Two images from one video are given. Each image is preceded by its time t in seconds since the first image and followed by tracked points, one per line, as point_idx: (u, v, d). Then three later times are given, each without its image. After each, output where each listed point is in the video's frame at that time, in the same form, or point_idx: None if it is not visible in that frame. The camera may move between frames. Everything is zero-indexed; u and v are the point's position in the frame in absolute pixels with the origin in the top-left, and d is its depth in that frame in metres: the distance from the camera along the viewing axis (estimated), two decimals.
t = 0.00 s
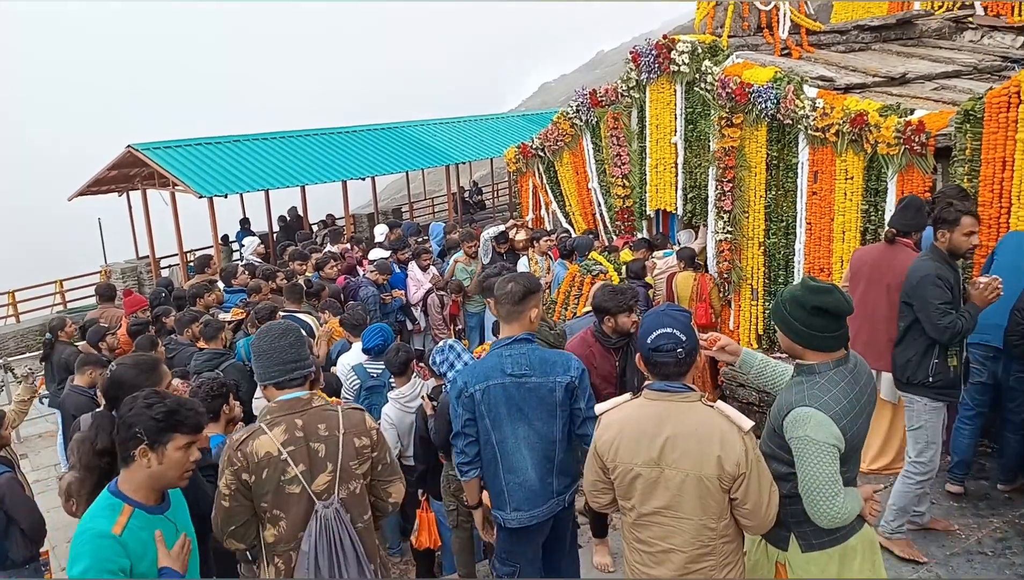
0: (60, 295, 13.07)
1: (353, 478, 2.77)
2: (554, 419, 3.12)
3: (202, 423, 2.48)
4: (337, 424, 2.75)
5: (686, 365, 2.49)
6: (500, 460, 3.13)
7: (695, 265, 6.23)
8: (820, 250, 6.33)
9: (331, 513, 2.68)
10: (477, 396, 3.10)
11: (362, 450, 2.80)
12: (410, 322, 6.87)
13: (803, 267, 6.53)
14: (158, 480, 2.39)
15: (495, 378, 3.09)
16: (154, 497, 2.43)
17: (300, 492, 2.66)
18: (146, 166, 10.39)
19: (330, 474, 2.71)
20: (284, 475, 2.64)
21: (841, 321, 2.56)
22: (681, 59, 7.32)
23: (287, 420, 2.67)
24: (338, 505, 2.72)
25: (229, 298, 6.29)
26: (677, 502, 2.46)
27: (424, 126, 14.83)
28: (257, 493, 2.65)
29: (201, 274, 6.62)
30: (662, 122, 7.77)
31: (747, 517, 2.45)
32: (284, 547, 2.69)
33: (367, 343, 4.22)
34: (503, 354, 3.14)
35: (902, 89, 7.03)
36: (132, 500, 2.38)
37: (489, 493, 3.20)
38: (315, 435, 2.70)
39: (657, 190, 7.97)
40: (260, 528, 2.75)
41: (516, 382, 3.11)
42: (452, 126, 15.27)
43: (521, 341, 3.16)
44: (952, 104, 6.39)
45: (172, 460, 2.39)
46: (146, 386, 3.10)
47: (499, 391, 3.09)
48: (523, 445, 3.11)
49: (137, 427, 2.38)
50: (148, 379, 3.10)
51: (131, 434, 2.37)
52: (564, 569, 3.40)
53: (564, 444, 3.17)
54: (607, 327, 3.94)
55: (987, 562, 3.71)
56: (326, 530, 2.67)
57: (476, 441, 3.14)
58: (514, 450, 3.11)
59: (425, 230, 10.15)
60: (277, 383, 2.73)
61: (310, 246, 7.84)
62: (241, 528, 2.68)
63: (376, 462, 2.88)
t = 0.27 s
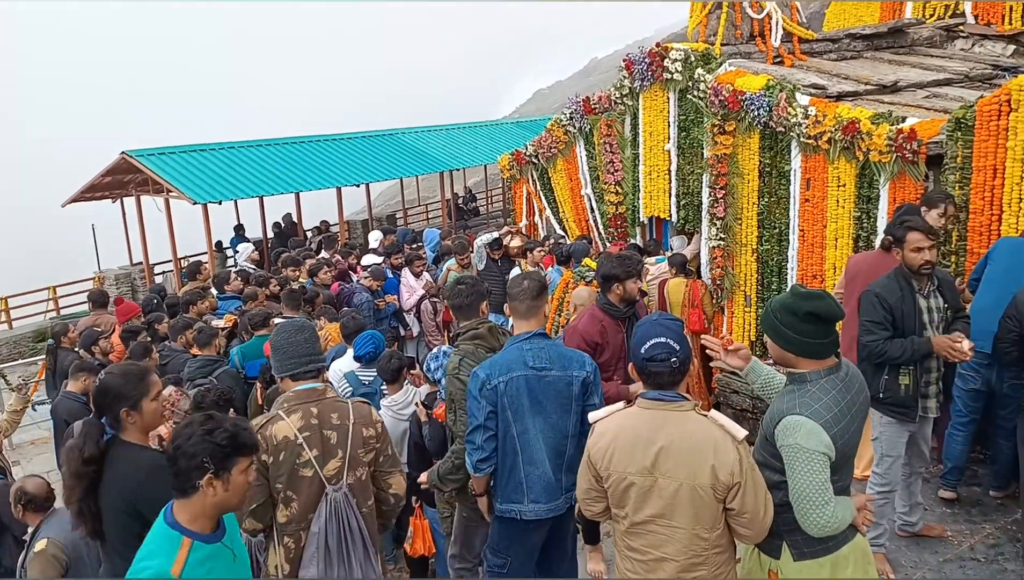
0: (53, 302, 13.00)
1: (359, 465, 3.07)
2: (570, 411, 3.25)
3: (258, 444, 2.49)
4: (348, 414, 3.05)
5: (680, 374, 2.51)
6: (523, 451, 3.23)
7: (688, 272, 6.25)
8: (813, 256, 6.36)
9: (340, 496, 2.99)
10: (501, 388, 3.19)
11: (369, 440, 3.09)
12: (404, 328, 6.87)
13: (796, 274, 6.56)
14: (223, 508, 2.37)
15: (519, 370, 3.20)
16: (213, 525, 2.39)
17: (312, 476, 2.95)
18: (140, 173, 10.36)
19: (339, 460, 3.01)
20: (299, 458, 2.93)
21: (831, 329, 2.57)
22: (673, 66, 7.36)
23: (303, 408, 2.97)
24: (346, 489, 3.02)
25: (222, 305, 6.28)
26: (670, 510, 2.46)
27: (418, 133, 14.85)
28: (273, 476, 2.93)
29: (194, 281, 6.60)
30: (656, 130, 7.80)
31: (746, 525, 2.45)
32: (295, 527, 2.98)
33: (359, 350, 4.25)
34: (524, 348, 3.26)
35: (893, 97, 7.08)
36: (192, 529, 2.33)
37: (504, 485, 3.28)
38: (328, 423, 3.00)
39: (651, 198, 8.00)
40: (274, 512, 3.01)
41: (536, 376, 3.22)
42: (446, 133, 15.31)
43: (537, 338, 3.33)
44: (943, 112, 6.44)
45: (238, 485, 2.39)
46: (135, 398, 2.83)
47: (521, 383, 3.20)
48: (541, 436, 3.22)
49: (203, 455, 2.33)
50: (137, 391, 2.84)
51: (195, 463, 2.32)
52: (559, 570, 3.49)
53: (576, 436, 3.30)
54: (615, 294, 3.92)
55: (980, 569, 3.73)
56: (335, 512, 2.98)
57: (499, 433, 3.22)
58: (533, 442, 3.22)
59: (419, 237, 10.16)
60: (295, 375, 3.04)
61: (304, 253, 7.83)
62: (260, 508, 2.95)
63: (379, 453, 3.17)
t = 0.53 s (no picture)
0: (53, 311, 13.00)
1: (362, 446, 3.11)
2: (574, 417, 3.30)
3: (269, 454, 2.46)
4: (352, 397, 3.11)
5: (682, 375, 2.50)
6: (535, 458, 3.24)
7: (689, 279, 6.24)
8: (813, 264, 6.35)
9: (343, 475, 3.02)
10: (515, 394, 3.20)
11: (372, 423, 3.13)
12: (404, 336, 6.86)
13: (796, 282, 6.56)
14: (291, 509, 2.35)
15: (530, 377, 3.21)
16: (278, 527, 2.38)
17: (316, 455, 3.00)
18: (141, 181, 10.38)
19: (342, 440, 3.05)
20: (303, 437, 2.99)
21: (830, 335, 2.57)
22: (673, 75, 7.38)
23: (308, 389, 3.03)
24: (348, 469, 3.04)
25: (222, 313, 6.27)
26: (674, 520, 2.45)
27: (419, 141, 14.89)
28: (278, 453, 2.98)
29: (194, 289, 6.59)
30: (655, 138, 7.82)
31: (749, 532, 2.44)
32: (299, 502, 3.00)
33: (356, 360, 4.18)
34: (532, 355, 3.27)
35: (893, 105, 7.09)
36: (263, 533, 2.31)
37: (514, 492, 3.26)
38: (332, 405, 3.05)
39: (651, 205, 8.01)
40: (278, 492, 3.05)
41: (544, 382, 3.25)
42: (446, 141, 15.35)
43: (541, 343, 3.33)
44: (943, 120, 6.45)
45: (307, 485, 2.38)
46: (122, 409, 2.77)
47: (532, 389, 3.21)
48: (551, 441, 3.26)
49: (279, 457, 2.31)
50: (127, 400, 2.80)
51: (268, 466, 2.29)
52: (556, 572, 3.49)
53: (575, 442, 3.38)
54: (636, 289, 4.21)
55: (982, 577, 3.72)
56: (337, 491, 3.00)
57: (512, 439, 3.22)
58: (544, 447, 3.24)
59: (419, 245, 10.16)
60: (302, 359, 3.10)
61: (304, 261, 7.83)
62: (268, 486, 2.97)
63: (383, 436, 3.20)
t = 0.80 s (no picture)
0: (51, 318, 12.97)
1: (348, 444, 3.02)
2: (565, 420, 3.37)
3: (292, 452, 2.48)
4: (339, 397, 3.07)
5: (678, 379, 2.50)
6: (534, 464, 3.26)
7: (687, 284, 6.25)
8: (810, 268, 6.36)
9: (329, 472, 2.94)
10: (515, 403, 3.21)
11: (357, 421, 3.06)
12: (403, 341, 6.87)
13: (794, 286, 6.57)
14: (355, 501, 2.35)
15: (527, 385, 3.24)
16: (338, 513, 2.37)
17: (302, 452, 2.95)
18: (139, 188, 10.38)
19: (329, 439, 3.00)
20: (290, 435, 2.94)
21: (822, 338, 2.57)
22: (670, 81, 7.42)
23: (295, 388, 3.01)
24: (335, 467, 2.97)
25: (221, 320, 6.26)
26: (670, 525, 2.44)
27: (417, 147, 14.92)
28: (266, 451, 2.95)
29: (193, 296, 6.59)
30: (653, 143, 7.84)
31: (746, 536, 2.43)
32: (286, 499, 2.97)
33: (353, 366, 4.18)
34: (525, 362, 3.29)
35: (889, 110, 7.11)
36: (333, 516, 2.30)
37: (515, 498, 3.27)
38: (319, 404, 3.01)
39: (649, 211, 8.02)
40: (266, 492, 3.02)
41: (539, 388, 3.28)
42: (444, 147, 15.37)
43: (530, 350, 3.35)
44: (939, 124, 6.47)
45: (371, 478, 2.38)
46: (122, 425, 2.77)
47: (529, 396, 3.24)
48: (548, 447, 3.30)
49: (354, 447, 2.31)
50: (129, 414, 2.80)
51: (343, 455, 2.29)
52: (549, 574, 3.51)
53: (567, 445, 3.44)
54: (680, 289, 4.23)
55: None
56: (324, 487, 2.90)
57: (512, 448, 3.22)
58: (542, 453, 3.27)
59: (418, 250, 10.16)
60: (292, 359, 3.10)
61: (303, 267, 7.82)
62: (259, 481, 2.97)
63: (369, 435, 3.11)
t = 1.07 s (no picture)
0: (41, 323, 12.88)
1: (308, 449, 3.01)
2: (553, 414, 3.37)
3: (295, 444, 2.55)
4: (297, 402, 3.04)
5: (650, 381, 2.50)
6: (525, 461, 3.27)
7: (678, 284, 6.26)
8: (801, 267, 6.37)
9: (288, 478, 2.95)
10: (506, 401, 3.20)
11: (317, 425, 3.05)
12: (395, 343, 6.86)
13: (785, 285, 6.58)
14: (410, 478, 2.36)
15: (518, 381, 3.23)
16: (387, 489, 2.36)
17: (260, 459, 2.94)
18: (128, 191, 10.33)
19: (287, 445, 2.98)
20: (248, 443, 2.93)
21: (804, 337, 2.57)
22: (659, 81, 7.43)
23: (252, 396, 2.98)
24: (294, 471, 2.97)
25: (211, 323, 6.23)
26: (655, 523, 2.45)
27: (407, 149, 14.90)
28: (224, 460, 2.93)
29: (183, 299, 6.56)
30: (643, 143, 7.86)
31: (729, 537, 2.42)
32: (246, 506, 2.95)
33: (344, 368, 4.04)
34: (514, 358, 3.27)
35: (878, 109, 7.15)
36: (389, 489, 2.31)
37: (507, 497, 3.26)
38: (276, 410, 2.99)
39: (639, 211, 8.03)
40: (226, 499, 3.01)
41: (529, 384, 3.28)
42: (435, 149, 15.36)
43: (517, 347, 3.33)
44: (927, 123, 6.51)
45: (427, 456, 2.40)
46: (145, 444, 2.59)
47: (519, 393, 3.23)
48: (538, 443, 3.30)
49: (413, 423, 2.34)
50: (150, 433, 2.62)
51: (402, 435, 2.30)
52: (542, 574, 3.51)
53: (555, 439, 3.46)
54: (710, 276, 4.35)
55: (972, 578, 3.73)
56: (283, 493, 2.93)
57: (504, 446, 3.22)
58: (532, 451, 3.28)
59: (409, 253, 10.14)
60: (247, 366, 3.13)
61: (293, 269, 7.79)
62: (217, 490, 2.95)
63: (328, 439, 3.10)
